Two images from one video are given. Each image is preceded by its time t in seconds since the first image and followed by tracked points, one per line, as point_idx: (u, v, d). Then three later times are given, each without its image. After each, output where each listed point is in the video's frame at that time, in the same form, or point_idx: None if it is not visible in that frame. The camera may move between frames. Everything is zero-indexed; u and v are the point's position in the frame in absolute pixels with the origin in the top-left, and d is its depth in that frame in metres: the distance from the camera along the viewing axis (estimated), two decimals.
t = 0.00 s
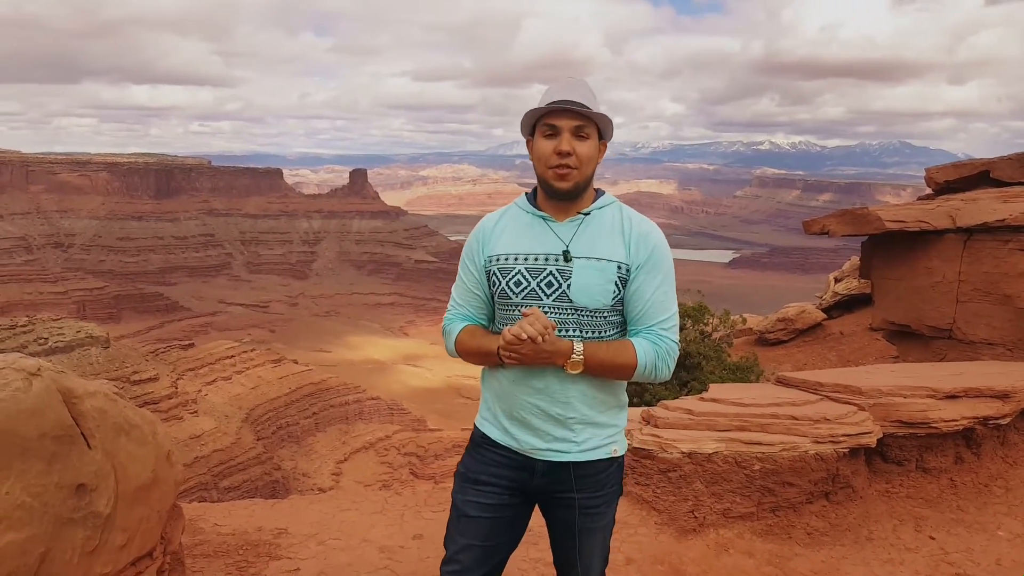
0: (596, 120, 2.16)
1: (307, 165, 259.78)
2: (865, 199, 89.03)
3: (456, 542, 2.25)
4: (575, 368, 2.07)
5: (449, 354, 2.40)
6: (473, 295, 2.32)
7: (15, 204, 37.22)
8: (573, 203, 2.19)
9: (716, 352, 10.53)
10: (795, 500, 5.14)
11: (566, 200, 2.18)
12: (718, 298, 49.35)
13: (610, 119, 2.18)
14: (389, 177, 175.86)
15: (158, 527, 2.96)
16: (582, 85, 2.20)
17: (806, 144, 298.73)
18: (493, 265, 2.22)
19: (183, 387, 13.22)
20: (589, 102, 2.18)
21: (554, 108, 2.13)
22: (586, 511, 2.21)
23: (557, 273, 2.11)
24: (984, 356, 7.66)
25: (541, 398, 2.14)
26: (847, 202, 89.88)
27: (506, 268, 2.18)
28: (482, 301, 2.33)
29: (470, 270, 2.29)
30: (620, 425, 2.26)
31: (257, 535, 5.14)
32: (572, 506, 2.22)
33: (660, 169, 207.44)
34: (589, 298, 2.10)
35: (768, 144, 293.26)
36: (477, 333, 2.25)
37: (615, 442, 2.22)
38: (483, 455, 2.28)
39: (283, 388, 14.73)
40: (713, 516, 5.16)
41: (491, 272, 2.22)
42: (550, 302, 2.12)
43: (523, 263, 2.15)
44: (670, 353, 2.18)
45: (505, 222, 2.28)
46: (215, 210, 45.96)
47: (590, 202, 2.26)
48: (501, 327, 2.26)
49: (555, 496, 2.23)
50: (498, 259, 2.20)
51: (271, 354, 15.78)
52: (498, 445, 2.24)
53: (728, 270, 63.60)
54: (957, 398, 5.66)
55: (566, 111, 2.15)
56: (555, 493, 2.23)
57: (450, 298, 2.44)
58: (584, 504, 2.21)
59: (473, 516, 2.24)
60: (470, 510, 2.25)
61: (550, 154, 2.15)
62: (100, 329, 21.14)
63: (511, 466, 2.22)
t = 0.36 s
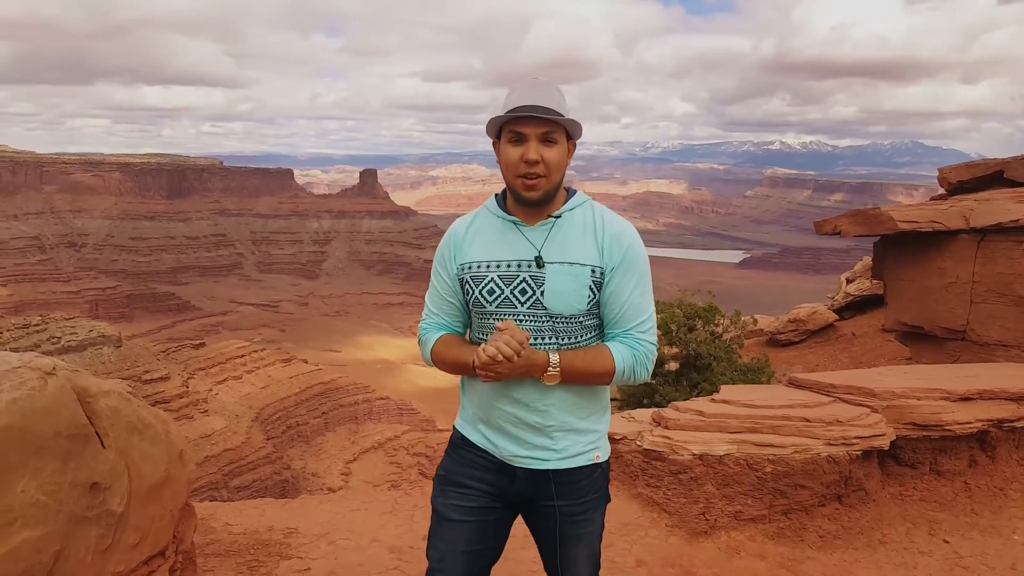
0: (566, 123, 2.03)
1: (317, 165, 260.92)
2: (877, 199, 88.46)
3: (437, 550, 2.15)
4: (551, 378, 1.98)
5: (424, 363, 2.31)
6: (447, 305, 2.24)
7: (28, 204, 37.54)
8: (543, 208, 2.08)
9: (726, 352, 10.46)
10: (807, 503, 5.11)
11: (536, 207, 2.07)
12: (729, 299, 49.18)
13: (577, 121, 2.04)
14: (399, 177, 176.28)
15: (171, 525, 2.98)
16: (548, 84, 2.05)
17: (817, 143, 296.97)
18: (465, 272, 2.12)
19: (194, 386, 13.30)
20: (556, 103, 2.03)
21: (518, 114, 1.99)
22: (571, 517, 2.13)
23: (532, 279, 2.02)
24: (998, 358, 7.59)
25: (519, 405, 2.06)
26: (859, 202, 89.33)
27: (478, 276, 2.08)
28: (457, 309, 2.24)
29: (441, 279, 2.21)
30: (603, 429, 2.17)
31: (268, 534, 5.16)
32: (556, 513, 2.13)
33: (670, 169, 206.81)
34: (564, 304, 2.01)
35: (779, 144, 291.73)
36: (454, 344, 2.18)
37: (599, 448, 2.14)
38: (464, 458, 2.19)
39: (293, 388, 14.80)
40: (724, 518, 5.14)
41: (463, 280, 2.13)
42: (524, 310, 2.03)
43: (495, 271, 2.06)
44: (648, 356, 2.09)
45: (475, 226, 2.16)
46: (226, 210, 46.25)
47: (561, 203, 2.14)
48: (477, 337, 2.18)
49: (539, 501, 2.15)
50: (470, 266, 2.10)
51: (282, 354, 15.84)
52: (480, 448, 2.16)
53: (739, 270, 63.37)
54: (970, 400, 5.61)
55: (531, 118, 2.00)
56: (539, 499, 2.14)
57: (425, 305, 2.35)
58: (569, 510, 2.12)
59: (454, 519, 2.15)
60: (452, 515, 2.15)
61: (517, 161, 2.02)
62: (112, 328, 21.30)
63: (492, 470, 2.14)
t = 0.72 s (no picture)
0: (532, 120, 1.98)
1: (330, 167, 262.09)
2: (892, 203, 87.78)
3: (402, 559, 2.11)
4: (502, 383, 1.94)
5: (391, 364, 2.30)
6: (412, 306, 2.22)
7: (44, 204, 37.84)
8: (507, 207, 2.02)
9: (739, 357, 10.43)
10: (820, 508, 5.06)
11: (501, 205, 2.02)
12: (741, 302, 48.97)
13: (546, 117, 1.99)
14: (411, 180, 176.84)
15: (184, 524, 2.99)
16: (516, 79, 2.00)
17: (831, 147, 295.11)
18: (429, 273, 2.09)
19: (207, 386, 13.39)
20: (524, 99, 1.99)
21: (484, 108, 1.95)
22: (538, 530, 2.04)
23: (491, 280, 1.97)
24: (1015, 364, 7.55)
25: (477, 411, 2.02)
26: (873, 206, 88.70)
27: (440, 277, 2.05)
28: (424, 310, 2.23)
29: (408, 280, 2.19)
30: (566, 437, 2.09)
31: (280, 533, 5.18)
32: (523, 524, 2.05)
33: (682, 172, 206.23)
34: (523, 307, 1.95)
35: (792, 146, 290.12)
36: (413, 348, 2.17)
37: (561, 458, 2.05)
38: (427, 464, 2.15)
39: (305, 388, 14.88)
40: (736, 523, 5.10)
41: (427, 280, 2.10)
42: (483, 311, 1.98)
43: (456, 272, 2.03)
44: (607, 362, 1.99)
45: (440, 228, 2.13)
46: (240, 211, 46.60)
47: (527, 204, 2.08)
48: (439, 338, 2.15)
49: (503, 513, 2.07)
50: (433, 267, 2.08)
51: (293, 355, 15.92)
52: (442, 455, 2.11)
53: (751, 274, 63.12)
54: (986, 406, 5.54)
55: (498, 112, 1.96)
56: (504, 510, 2.07)
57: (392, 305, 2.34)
58: (535, 522, 2.03)
59: (420, 527, 2.10)
60: (418, 522, 2.11)
61: (482, 157, 1.96)
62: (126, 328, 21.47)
63: (456, 479, 2.09)
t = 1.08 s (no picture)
0: (524, 115, 2.01)
1: (341, 170, 263.06)
2: (904, 209, 87.19)
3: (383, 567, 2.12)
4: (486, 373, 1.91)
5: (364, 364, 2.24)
6: (392, 301, 2.17)
7: (58, 205, 38.12)
8: (497, 200, 2.03)
9: (749, 362, 10.38)
10: (830, 515, 5.02)
11: (490, 197, 2.02)
12: (753, 308, 48.75)
13: (537, 112, 2.01)
14: (422, 183, 177.38)
15: (194, 524, 3.00)
16: (508, 77, 2.04)
17: (843, 152, 293.56)
18: (411, 266, 2.07)
19: (216, 388, 13.44)
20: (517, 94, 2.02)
21: (480, 98, 1.96)
22: (513, 539, 2.03)
23: (477, 272, 1.95)
24: None
25: (455, 406, 1.98)
26: (886, 212, 88.14)
27: (423, 268, 2.02)
28: (403, 307, 2.18)
29: (388, 275, 2.15)
30: (543, 438, 2.06)
31: (289, 535, 5.19)
32: (499, 535, 2.03)
33: (692, 177, 205.73)
34: (509, 298, 1.93)
35: (804, 151, 288.89)
36: (391, 340, 2.11)
37: (537, 461, 2.03)
38: (400, 474, 2.12)
39: (314, 391, 14.90)
40: (746, 529, 5.06)
41: (410, 273, 2.07)
42: (468, 302, 1.95)
43: (440, 263, 2.00)
44: (593, 355, 1.99)
45: (425, 223, 2.11)
46: (251, 213, 46.84)
47: (514, 199, 2.09)
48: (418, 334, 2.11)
49: (479, 521, 2.05)
50: (417, 259, 2.05)
51: (302, 357, 15.96)
52: (415, 462, 2.08)
53: (762, 279, 62.83)
54: (998, 414, 5.49)
55: (494, 103, 1.98)
56: (479, 518, 2.05)
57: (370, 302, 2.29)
58: (510, 530, 2.02)
59: (398, 538, 2.11)
60: (397, 533, 2.11)
61: (475, 147, 1.97)
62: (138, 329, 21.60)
63: (429, 487, 2.06)
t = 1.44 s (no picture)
0: (527, 125, 2.00)
1: (350, 176, 264.03)
2: (914, 214, 86.79)
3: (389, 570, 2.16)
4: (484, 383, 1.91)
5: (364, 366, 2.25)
6: (391, 306, 2.18)
7: (68, 210, 38.41)
8: (498, 209, 2.02)
9: (758, 368, 10.33)
10: (839, 522, 4.98)
11: (490, 207, 2.01)
12: (761, 313, 48.63)
13: (540, 124, 2.01)
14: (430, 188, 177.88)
15: (202, 530, 3.01)
16: (513, 85, 2.03)
17: (852, 157, 292.53)
18: (411, 272, 2.07)
19: (224, 392, 13.49)
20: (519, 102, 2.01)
21: (484, 107, 1.95)
22: (511, 545, 2.03)
23: (476, 281, 1.94)
24: None
25: (452, 414, 1.98)
26: (895, 218, 87.80)
27: (423, 276, 2.02)
28: (402, 313, 2.19)
29: (388, 279, 2.15)
30: (541, 447, 2.05)
31: (297, 541, 5.19)
32: (497, 540, 2.03)
33: (700, 182, 205.54)
34: (508, 309, 1.93)
35: (813, 156, 288.09)
36: (391, 347, 2.12)
37: (535, 468, 2.02)
38: (399, 479, 2.14)
39: (322, 396, 14.93)
40: (755, 536, 5.03)
41: (410, 280, 2.07)
42: (466, 312, 1.95)
43: (440, 270, 2.00)
44: (590, 368, 1.98)
45: (425, 229, 2.11)
46: (260, 218, 47.09)
47: (515, 207, 2.09)
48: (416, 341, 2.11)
49: (477, 527, 2.06)
50: (417, 266, 2.05)
51: (310, 362, 15.99)
52: (413, 467, 2.10)
53: (770, 285, 62.67)
54: (1007, 420, 5.43)
55: (497, 113, 1.97)
56: (477, 525, 2.06)
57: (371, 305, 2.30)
58: (508, 537, 2.02)
59: (398, 542, 2.14)
60: (398, 537, 2.14)
61: (477, 155, 1.96)
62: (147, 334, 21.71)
63: (429, 492, 2.08)
